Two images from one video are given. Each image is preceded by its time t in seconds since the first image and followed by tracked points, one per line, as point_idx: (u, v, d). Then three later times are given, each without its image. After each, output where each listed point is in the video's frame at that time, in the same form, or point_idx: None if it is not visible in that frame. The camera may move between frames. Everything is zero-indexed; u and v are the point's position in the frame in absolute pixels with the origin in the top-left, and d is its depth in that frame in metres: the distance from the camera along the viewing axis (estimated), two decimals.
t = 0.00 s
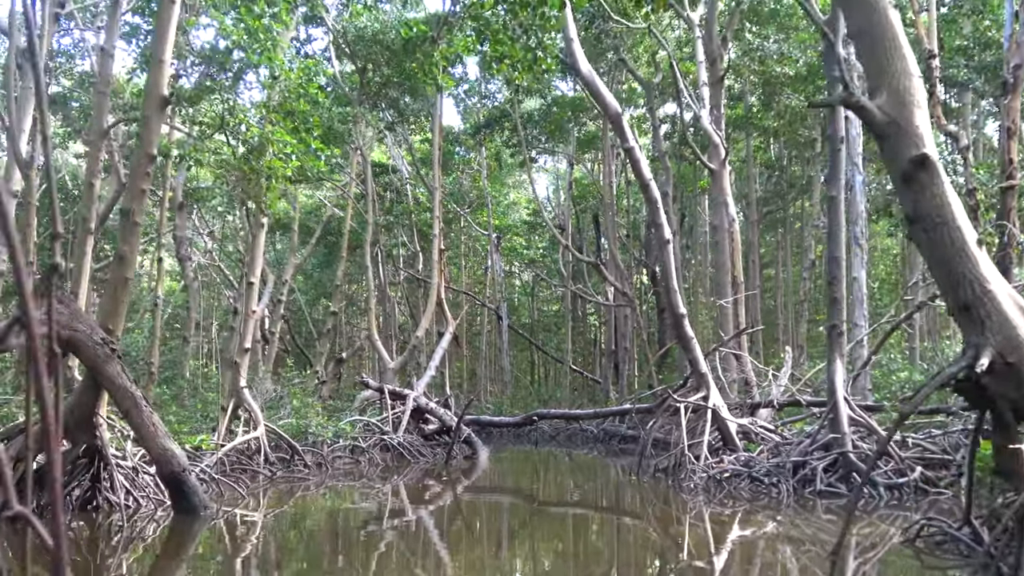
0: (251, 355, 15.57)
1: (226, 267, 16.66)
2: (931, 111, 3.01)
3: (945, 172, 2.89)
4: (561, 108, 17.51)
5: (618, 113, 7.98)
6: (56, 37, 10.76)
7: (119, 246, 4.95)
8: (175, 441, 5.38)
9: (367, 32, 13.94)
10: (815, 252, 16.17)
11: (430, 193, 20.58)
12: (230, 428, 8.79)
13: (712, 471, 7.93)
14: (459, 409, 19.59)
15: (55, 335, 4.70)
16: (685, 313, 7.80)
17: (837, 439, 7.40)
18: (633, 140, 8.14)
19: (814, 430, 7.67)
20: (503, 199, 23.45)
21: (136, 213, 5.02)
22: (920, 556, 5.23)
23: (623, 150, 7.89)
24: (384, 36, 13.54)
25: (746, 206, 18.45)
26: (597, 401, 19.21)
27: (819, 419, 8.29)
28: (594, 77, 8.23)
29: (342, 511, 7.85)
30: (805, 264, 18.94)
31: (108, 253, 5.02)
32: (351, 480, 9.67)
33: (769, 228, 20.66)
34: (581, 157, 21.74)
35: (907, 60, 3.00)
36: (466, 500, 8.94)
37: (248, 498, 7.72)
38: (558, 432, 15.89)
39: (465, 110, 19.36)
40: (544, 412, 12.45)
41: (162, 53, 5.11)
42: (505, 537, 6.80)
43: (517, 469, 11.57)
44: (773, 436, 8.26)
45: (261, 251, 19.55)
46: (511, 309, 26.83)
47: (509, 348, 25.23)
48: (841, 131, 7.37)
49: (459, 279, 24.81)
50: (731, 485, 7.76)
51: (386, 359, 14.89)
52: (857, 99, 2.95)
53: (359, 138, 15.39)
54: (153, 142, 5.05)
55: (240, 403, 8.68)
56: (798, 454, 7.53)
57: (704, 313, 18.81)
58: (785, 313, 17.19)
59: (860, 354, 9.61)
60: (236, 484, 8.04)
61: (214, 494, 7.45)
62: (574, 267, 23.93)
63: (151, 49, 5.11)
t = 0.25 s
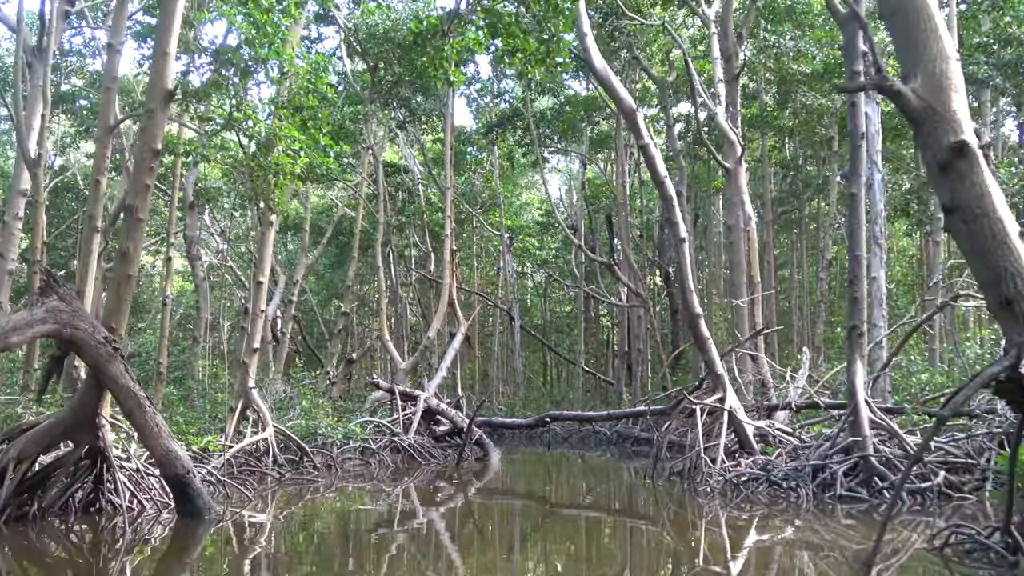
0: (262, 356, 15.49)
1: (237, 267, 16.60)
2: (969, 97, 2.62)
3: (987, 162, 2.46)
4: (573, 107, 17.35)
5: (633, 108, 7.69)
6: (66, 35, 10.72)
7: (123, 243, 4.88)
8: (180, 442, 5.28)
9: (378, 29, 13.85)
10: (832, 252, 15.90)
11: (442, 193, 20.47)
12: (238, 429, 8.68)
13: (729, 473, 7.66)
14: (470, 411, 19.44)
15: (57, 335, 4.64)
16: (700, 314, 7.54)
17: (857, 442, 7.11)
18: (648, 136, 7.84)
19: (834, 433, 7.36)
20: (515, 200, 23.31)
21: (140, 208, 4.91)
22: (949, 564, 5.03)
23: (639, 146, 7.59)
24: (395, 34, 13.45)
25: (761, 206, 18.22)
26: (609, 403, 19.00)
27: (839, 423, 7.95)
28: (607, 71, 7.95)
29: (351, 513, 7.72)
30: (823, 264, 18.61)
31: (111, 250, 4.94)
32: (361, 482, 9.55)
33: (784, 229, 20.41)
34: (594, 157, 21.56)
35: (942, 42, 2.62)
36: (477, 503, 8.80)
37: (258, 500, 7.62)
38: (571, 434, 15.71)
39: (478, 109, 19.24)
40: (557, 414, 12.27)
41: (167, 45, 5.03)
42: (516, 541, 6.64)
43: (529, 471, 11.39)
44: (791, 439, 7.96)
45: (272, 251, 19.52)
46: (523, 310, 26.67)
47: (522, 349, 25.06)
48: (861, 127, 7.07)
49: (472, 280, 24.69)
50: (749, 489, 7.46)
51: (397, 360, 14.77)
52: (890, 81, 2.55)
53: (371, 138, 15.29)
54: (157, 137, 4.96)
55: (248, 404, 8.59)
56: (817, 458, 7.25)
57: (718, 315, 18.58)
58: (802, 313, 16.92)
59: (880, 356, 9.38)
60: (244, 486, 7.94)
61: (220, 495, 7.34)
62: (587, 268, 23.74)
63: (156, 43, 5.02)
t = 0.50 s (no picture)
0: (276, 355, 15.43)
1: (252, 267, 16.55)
2: None
3: None
4: (590, 105, 17.15)
5: (653, 103, 7.36)
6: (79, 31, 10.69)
7: (128, 238, 4.77)
8: (187, 444, 5.17)
9: (393, 27, 13.76)
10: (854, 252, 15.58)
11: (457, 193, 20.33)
12: (249, 430, 8.57)
13: (751, 477, 7.24)
14: (485, 412, 19.28)
15: (61, 333, 4.54)
16: (721, 313, 7.25)
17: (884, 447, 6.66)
18: (668, 131, 7.50)
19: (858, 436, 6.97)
20: (531, 199, 23.14)
21: (146, 203, 4.79)
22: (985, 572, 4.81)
23: (658, 142, 7.26)
24: (410, 31, 13.36)
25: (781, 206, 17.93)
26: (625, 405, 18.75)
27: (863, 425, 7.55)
28: (626, 65, 7.67)
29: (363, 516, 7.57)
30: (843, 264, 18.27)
31: (117, 245, 4.84)
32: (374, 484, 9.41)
33: (804, 229, 20.09)
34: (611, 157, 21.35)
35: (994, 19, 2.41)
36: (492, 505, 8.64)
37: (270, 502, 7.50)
38: (587, 436, 15.50)
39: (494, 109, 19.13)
40: (572, 416, 12.07)
41: (174, 34, 4.87)
42: (530, 544, 6.46)
43: (545, 474, 11.20)
44: (815, 444, 7.47)
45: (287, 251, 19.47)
46: (539, 311, 26.48)
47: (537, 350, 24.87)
48: (889, 122, 6.71)
49: (487, 280, 24.53)
50: (772, 494, 7.04)
51: (411, 361, 14.63)
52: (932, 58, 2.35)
53: (385, 136, 15.19)
54: (164, 131, 4.84)
55: (259, 404, 8.49)
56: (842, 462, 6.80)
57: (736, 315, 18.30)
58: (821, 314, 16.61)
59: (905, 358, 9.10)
60: (253, 488, 7.81)
61: (228, 497, 7.22)
62: (603, 269, 23.52)
63: (164, 32, 4.89)
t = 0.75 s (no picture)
0: (290, 355, 15.38)
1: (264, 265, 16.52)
2: None
3: None
4: (605, 103, 16.95)
5: (671, 99, 7.08)
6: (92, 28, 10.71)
7: (132, 232, 4.71)
8: (191, 444, 5.07)
9: (406, 22, 13.68)
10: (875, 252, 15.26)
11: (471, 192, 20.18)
12: (260, 430, 8.49)
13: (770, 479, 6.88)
14: (499, 413, 19.14)
15: (63, 330, 4.46)
16: (739, 312, 7.04)
17: (908, 449, 6.22)
18: (685, 127, 7.23)
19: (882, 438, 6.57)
20: (545, 199, 22.98)
21: (151, 196, 4.72)
22: None
23: (675, 138, 6.99)
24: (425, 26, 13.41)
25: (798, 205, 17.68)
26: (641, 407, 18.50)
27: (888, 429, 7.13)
28: (641, 58, 7.38)
29: (376, 517, 7.46)
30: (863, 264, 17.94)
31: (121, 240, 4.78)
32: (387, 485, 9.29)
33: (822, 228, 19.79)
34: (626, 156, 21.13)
35: None
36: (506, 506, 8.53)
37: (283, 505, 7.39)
38: (601, 438, 15.32)
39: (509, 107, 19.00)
40: (587, 417, 11.87)
41: (180, 24, 4.81)
42: (543, 546, 6.29)
43: (558, 475, 11.03)
44: (836, 446, 7.06)
45: (300, 250, 19.41)
46: (552, 311, 26.33)
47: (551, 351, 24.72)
48: (915, 116, 6.27)
49: (501, 280, 24.42)
50: (792, 498, 6.64)
51: (424, 361, 14.48)
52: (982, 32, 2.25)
53: (399, 135, 15.12)
54: (170, 122, 4.78)
55: (269, 404, 8.40)
56: (864, 465, 6.39)
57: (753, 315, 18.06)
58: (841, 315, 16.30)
59: (930, 359, 8.87)
60: (262, 490, 7.69)
61: (236, 498, 7.11)
62: (618, 269, 23.32)
63: (170, 21, 4.82)
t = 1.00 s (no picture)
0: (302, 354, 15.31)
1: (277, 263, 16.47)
2: None
3: None
4: (620, 100, 16.75)
5: (689, 92, 6.88)
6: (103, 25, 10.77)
7: (136, 226, 4.66)
8: (195, 445, 4.95)
9: (418, 18, 13.59)
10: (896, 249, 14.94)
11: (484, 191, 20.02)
12: (269, 429, 8.39)
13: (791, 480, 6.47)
14: (512, 413, 18.99)
15: (62, 325, 4.37)
16: (757, 309, 6.85)
17: (933, 451, 5.85)
18: (703, 120, 7.03)
19: (905, 439, 6.19)
20: (560, 197, 22.82)
21: (154, 188, 4.67)
22: None
23: (693, 131, 6.79)
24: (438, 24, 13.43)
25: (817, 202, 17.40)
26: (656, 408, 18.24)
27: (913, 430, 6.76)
28: (657, 50, 7.14)
29: (387, 518, 7.30)
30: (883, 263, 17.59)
31: (124, 234, 4.72)
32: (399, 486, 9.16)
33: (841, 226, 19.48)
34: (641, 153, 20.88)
35: None
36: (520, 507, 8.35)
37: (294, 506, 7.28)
38: (616, 438, 15.11)
39: (522, 104, 18.85)
40: (601, 417, 11.65)
41: (183, 11, 4.74)
42: (555, 548, 6.12)
43: (572, 476, 10.84)
44: (858, 447, 6.70)
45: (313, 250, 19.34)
46: (567, 311, 26.16)
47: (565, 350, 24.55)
48: (941, 108, 5.98)
49: (515, 279, 24.29)
50: (813, 500, 6.22)
51: (436, 361, 14.33)
52: None
53: (412, 132, 15.02)
54: (173, 113, 4.73)
55: (279, 403, 8.30)
56: (887, 467, 6.01)
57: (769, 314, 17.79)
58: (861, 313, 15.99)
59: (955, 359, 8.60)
60: (270, 490, 7.56)
61: (244, 499, 6.98)
62: (633, 267, 23.11)
63: (173, 11, 4.76)
